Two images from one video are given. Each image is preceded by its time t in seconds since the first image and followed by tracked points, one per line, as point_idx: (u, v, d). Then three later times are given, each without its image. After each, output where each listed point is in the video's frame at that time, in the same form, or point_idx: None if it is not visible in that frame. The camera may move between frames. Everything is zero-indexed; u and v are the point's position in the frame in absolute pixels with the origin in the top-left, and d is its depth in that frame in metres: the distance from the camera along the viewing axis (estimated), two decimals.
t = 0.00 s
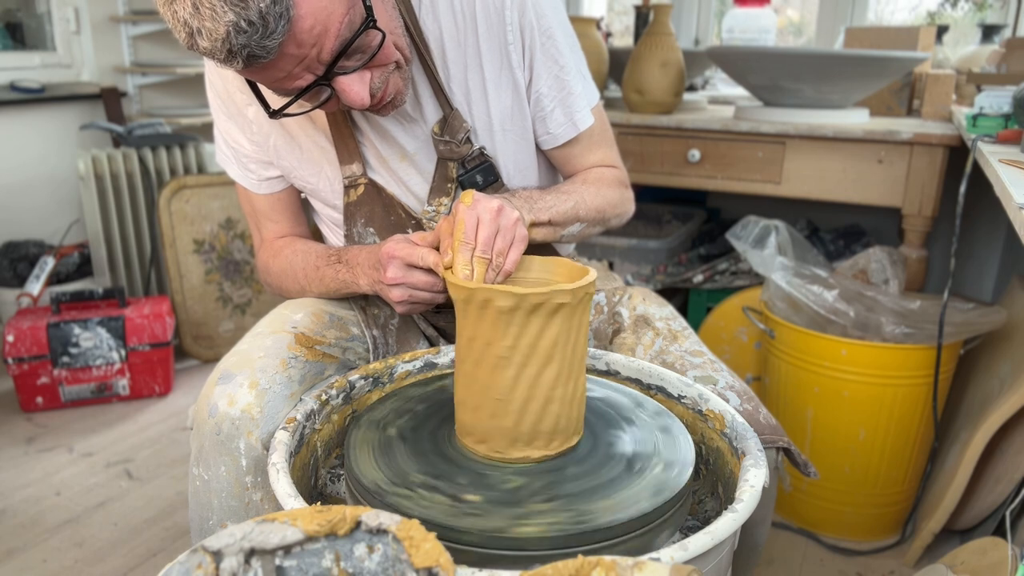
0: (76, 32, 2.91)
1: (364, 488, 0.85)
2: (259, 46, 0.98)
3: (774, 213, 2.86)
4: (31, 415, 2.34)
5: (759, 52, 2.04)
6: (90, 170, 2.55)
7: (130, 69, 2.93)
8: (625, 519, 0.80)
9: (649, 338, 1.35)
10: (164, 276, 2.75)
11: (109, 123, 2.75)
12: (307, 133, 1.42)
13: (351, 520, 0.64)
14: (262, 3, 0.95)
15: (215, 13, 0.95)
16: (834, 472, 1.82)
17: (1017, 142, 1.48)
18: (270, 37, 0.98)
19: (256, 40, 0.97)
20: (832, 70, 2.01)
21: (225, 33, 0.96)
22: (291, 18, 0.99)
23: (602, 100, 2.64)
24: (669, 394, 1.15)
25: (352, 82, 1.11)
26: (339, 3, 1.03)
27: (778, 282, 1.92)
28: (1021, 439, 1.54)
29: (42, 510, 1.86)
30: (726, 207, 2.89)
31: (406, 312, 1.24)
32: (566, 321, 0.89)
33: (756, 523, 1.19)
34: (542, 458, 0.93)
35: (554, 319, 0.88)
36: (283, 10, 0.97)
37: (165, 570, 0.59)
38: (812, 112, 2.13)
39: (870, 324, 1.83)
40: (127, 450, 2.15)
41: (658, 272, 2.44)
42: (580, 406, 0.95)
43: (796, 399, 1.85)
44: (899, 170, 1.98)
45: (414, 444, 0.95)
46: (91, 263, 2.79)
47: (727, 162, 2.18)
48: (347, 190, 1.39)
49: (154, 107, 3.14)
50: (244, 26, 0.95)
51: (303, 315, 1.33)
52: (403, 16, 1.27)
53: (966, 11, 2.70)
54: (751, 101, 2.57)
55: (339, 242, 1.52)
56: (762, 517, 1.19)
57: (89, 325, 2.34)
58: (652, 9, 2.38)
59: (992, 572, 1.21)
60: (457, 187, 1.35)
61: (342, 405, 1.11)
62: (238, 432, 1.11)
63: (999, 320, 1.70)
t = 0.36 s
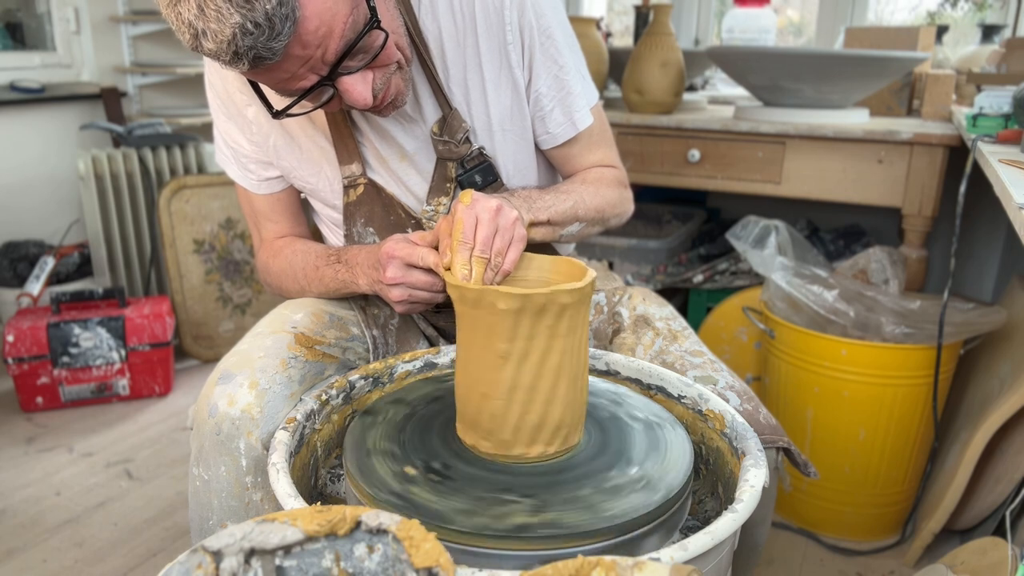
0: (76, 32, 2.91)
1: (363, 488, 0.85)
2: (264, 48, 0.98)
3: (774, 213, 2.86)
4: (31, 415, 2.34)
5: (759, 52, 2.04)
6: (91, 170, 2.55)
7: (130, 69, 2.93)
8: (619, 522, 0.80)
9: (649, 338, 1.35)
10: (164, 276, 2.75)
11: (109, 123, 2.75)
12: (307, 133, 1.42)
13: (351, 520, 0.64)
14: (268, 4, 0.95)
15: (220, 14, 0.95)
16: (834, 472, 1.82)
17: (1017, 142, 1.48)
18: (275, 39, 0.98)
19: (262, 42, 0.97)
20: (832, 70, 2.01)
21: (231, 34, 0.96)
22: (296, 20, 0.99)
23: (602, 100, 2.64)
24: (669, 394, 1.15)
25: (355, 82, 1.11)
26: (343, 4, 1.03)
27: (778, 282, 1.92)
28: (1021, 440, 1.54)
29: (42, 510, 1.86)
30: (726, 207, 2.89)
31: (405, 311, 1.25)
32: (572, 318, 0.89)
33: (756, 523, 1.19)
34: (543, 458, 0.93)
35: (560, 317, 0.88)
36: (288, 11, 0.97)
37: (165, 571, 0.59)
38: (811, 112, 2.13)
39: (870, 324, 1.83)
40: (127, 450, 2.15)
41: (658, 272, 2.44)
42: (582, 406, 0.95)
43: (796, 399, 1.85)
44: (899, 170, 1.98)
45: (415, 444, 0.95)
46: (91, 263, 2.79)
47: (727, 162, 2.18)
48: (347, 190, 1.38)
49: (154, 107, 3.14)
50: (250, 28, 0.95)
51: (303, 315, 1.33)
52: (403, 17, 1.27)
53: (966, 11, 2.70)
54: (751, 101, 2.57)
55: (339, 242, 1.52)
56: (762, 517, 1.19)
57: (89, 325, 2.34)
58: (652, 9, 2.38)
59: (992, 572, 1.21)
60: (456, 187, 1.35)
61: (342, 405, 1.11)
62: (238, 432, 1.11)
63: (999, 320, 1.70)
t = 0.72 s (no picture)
0: (76, 32, 2.91)
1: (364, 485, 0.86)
2: (241, 36, 1.00)
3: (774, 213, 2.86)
4: (31, 415, 2.34)
5: (759, 52, 2.04)
6: (91, 170, 2.55)
7: (130, 69, 2.93)
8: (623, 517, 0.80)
9: (649, 338, 1.35)
10: (164, 276, 2.76)
11: (110, 123, 2.75)
12: (308, 133, 1.42)
13: (351, 520, 0.64)
14: None
15: (198, 4, 0.97)
16: (834, 472, 1.82)
17: (1017, 142, 1.48)
18: (251, 27, 0.99)
19: (238, 30, 0.99)
20: (832, 70, 2.01)
21: (208, 23, 0.98)
22: (273, 9, 0.99)
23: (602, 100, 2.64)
24: (669, 394, 1.15)
25: (341, 75, 1.10)
26: None
27: (778, 282, 1.91)
28: (1021, 439, 1.54)
29: (42, 510, 1.86)
30: (726, 207, 2.89)
31: (404, 310, 1.24)
32: (539, 324, 0.88)
33: (756, 523, 1.19)
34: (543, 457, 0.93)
35: (524, 321, 0.87)
36: None
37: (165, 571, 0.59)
38: (811, 113, 2.13)
39: (870, 324, 1.83)
40: (127, 450, 2.15)
41: (658, 272, 2.44)
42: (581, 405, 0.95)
43: (797, 399, 1.85)
44: (899, 170, 1.98)
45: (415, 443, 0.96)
46: (91, 263, 2.79)
47: (727, 162, 2.18)
48: (347, 188, 1.38)
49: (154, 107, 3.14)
50: (225, 17, 0.97)
51: (303, 316, 1.33)
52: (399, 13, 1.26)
53: (966, 11, 2.70)
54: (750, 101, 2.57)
55: (339, 242, 1.52)
56: (762, 517, 1.19)
57: (89, 325, 2.34)
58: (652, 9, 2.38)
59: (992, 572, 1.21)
60: (457, 185, 1.36)
61: (342, 405, 1.11)
62: (239, 432, 1.11)
63: (999, 320, 1.70)
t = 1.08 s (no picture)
0: (77, 32, 2.91)
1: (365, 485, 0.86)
2: (190, 50, 1.00)
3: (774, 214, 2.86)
4: (31, 415, 2.34)
5: (759, 52, 2.04)
6: (91, 170, 2.55)
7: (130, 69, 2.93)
8: (628, 518, 0.80)
9: (649, 338, 1.35)
10: (164, 276, 2.76)
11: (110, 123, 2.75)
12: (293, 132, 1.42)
13: (351, 520, 0.64)
14: (188, 7, 0.97)
15: (148, 22, 0.99)
16: (834, 472, 1.82)
17: (1017, 142, 1.48)
18: (200, 40, 1.00)
19: (188, 45, 0.99)
20: (832, 70, 2.01)
21: (158, 40, 0.99)
22: (220, 18, 1.00)
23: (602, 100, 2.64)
24: (670, 394, 1.15)
25: (300, 78, 1.10)
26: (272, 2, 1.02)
27: (778, 282, 1.91)
28: (1021, 440, 1.54)
29: (42, 510, 1.86)
30: (726, 207, 2.89)
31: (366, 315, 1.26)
32: (556, 324, 0.88)
33: (756, 524, 1.19)
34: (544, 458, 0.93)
35: (542, 321, 0.87)
36: (209, 12, 0.98)
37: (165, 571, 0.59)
38: (811, 113, 2.13)
39: (870, 324, 1.83)
40: (127, 450, 2.15)
41: (658, 272, 2.45)
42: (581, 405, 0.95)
43: (797, 399, 1.85)
44: (899, 170, 1.98)
45: (414, 445, 0.95)
46: (91, 263, 2.79)
47: (727, 162, 2.18)
48: (338, 186, 1.39)
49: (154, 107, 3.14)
50: (173, 32, 0.98)
51: (302, 316, 1.33)
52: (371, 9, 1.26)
53: (966, 11, 2.70)
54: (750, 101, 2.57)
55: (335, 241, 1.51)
56: (762, 517, 1.19)
57: (89, 325, 2.34)
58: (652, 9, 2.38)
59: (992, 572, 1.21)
60: (448, 179, 1.34)
61: (342, 405, 1.11)
62: (237, 432, 1.11)
63: (999, 320, 1.70)
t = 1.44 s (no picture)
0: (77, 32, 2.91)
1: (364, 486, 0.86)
2: (145, 48, 1.01)
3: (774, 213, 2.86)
4: (31, 416, 2.34)
5: (759, 52, 2.04)
6: (91, 170, 2.55)
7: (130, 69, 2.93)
8: (617, 521, 0.80)
9: (649, 338, 1.35)
10: (164, 276, 2.76)
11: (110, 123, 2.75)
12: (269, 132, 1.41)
13: (351, 520, 0.64)
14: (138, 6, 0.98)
15: (102, 25, 1.00)
16: (834, 472, 1.82)
17: (1017, 142, 1.48)
18: (153, 38, 1.00)
19: (141, 43, 1.00)
20: (832, 70, 2.01)
21: (113, 40, 1.00)
22: (170, 16, 1.00)
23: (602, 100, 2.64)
24: (670, 394, 1.15)
25: (257, 71, 1.09)
26: None
27: (778, 282, 1.92)
28: (1021, 440, 1.54)
29: (42, 510, 1.86)
30: (726, 207, 2.89)
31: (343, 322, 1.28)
32: (539, 324, 0.87)
33: (756, 524, 1.19)
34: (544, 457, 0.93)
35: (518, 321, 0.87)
36: (159, 9, 0.98)
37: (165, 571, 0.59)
38: (811, 113, 2.13)
39: (870, 324, 1.83)
40: (127, 450, 2.15)
41: (658, 272, 2.45)
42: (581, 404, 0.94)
43: (797, 400, 1.85)
44: (899, 170, 1.98)
45: (414, 444, 0.95)
46: (91, 263, 2.79)
47: (727, 162, 2.18)
48: (317, 181, 1.37)
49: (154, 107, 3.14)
50: (125, 31, 0.98)
51: (292, 324, 1.32)
52: None
53: (966, 11, 2.70)
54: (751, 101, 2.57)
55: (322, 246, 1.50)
56: (762, 517, 1.19)
57: (89, 325, 2.34)
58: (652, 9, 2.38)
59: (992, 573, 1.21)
60: (422, 164, 1.33)
61: (342, 405, 1.11)
62: (229, 446, 1.11)
63: (999, 320, 1.70)
